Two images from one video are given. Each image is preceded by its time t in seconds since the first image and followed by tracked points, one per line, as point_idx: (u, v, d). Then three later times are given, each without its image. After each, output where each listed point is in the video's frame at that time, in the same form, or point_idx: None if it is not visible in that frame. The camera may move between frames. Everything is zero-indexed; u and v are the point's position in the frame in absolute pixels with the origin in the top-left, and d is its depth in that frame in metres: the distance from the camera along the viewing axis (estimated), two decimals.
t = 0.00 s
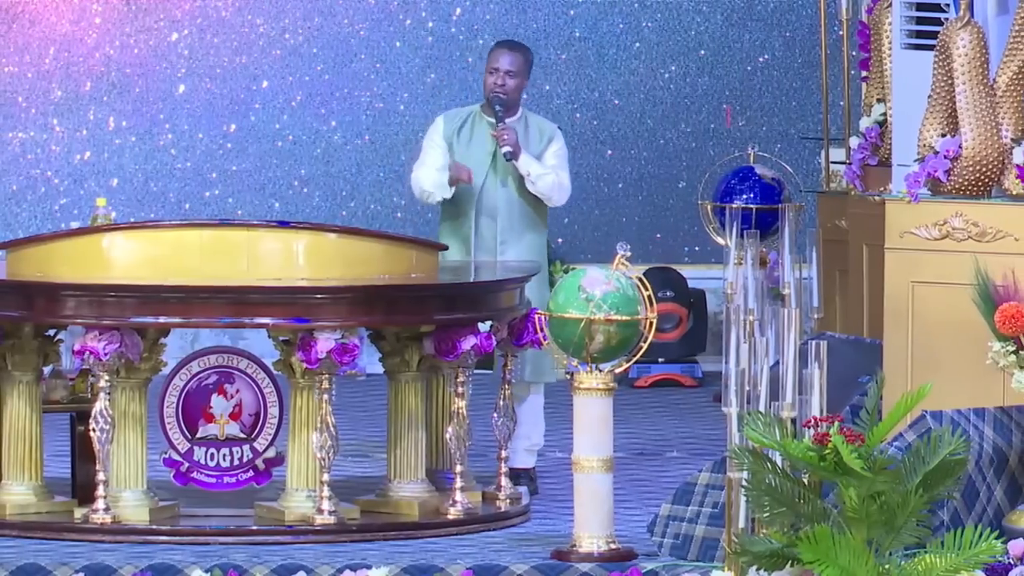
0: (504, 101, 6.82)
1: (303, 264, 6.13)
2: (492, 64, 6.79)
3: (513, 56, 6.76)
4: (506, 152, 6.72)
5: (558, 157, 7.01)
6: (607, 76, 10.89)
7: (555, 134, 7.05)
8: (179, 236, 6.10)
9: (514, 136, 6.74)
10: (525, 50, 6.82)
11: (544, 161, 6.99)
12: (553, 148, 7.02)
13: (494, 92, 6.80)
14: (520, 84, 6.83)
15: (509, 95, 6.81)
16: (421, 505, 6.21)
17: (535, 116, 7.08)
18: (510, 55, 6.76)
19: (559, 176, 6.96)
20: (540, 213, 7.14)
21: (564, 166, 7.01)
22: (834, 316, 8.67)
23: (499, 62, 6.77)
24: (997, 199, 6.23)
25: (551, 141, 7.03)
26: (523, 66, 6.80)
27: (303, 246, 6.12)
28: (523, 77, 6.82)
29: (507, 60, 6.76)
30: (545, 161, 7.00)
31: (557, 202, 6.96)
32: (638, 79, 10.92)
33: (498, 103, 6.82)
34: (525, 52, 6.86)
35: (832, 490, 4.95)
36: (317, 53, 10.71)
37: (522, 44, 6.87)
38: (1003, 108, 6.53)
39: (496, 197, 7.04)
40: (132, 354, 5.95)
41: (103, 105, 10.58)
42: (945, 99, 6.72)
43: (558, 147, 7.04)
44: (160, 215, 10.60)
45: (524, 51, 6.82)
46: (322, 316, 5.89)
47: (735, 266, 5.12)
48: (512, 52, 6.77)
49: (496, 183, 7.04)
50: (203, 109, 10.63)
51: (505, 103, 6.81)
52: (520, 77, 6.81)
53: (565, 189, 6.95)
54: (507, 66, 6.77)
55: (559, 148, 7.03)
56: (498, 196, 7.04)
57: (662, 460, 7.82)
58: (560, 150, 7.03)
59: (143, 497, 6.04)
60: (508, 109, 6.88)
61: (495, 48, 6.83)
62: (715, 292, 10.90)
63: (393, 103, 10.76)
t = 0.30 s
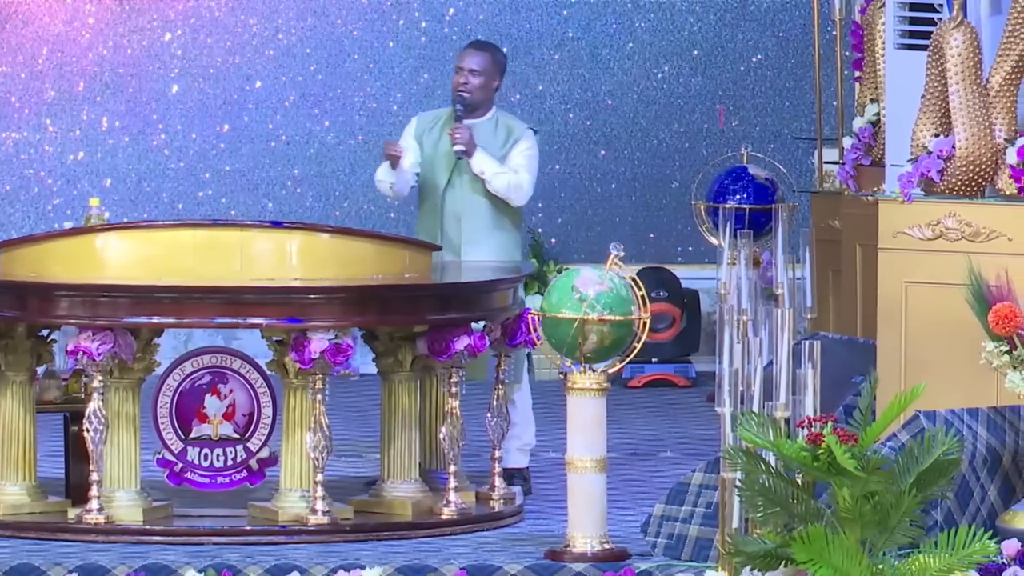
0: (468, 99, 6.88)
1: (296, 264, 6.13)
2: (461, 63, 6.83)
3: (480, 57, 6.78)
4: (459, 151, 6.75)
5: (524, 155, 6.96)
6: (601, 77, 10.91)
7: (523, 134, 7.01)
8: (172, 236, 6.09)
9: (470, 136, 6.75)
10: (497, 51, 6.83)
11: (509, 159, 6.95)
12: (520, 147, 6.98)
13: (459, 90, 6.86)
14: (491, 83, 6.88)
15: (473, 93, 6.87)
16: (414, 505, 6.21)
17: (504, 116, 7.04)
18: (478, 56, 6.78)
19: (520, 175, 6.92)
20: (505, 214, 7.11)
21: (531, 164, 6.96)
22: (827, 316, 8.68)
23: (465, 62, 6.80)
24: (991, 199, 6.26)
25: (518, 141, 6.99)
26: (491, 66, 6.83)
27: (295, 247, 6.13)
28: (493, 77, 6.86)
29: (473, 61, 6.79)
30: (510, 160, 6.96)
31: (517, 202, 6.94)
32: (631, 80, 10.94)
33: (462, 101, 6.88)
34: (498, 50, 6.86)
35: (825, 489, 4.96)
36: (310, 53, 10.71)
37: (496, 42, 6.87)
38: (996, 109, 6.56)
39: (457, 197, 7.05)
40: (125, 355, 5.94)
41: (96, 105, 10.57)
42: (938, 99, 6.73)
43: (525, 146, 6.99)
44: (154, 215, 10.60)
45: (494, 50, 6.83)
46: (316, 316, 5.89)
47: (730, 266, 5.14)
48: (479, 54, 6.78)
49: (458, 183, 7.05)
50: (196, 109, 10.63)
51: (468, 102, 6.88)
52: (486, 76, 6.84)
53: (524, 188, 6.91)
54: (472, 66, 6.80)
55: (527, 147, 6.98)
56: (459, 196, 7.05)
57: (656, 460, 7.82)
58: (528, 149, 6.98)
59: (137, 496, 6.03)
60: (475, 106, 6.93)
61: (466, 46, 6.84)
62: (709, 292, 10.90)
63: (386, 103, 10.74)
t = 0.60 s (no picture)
0: (416, 97, 7.00)
1: (294, 264, 6.13)
2: (410, 62, 6.95)
3: (428, 55, 6.90)
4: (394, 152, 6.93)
5: (473, 153, 7.02)
6: (598, 77, 10.92)
7: (475, 133, 7.08)
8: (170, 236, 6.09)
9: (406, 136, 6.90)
10: (445, 50, 6.90)
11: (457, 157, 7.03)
12: (470, 145, 7.04)
13: (407, 86, 7.00)
14: (440, 82, 6.98)
15: (421, 91, 6.98)
16: (412, 505, 6.20)
17: (457, 115, 7.13)
18: (425, 55, 6.90)
19: (464, 172, 6.99)
20: (452, 211, 7.17)
21: (479, 161, 7.02)
22: (824, 316, 8.68)
23: (413, 60, 6.93)
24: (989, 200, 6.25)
25: (469, 139, 7.07)
26: (440, 66, 6.92)
27: (293, 246, 6.13)
28: (442, 76, 6.96)
29: (420, 59, 6.91)
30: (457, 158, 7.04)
31: (462, 198, 7.01)
32: (628, 80, 10.95)
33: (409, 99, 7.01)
34: (451, 50, 6.95)
35: (823, 489, 4.96)
36: (308, 53, 10.72)
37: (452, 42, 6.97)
38: (993, 108, 6.55)
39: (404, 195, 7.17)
40: (123, 354, 5.94)
41: (93, 105, 10.57)
42: (935, 99, 6.74)
43: (475, 144, 7.05)
44: (151, 216, 10.60)
45: (444, 50, 6.92)
46: (313, 316, 5.88)
47: (727, 267, 5.15)
48: (425, 52, 6.90)
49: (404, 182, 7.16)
50: (194, 109, 10.64)
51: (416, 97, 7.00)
52: (433, 75, 6.95)
53: (465, 185, 6.98)
54: (419, 64, 6.92)
55: (477, 144, 7.04)
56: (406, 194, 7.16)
57: (653, 460, 7.83)
58: (479, 146, 7.04)
59: (134, 496, 6.03)
60: (425, 104, 7.04)
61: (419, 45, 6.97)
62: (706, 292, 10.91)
63: (383, 103, 10.74)
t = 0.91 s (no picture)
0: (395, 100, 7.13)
1: (305, 265, 6.12)
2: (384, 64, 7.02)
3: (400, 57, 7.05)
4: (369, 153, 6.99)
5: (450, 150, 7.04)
6: (609, 77, 10.93)
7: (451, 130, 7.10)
8: (181, 236, 6.09)
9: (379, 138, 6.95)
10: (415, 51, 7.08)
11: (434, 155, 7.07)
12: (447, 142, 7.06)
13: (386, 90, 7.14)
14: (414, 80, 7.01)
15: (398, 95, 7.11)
16: (424, 505, 6.21)
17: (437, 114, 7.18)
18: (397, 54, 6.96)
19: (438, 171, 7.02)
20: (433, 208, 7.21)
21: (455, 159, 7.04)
22: (836, 316, 8.68)
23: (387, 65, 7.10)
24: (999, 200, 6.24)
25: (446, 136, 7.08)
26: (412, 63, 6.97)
27: (305, 247, 6.12)
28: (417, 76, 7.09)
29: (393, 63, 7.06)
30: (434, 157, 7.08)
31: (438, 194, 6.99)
32: (639, 79, 10.95)
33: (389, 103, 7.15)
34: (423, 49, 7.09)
35: (835, 490, 4.95)
36: (318, 53, 10.73)
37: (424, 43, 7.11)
38: (1004, 108, 6.53)
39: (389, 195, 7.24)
40: (135, 355, 5.93)
41: (104, 105, 10.59)
42: (947, 99, 6.72)
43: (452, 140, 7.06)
44: (162, 216, 10.61)
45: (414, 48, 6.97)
46: (324, 317, 5.88)
47: (738, 267, 5.12)
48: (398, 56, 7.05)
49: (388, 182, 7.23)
50: (205, 109, 10.65)
51: (394, 100, 8.47)
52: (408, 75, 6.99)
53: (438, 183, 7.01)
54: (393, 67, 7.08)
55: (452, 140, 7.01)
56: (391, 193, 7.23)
57: (664, 460, 7.83)
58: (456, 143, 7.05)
59: (146, 497, 6.03)
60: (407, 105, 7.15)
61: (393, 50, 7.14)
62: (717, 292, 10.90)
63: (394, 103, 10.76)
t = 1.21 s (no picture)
0: (405, 102, 6.87)
1: (334, 265, 6.13)
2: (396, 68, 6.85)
3: (411, 57, 6.80)
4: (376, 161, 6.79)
5: (456, 156, 6.78)
6: (638, 77, 10.95)
7: (455, 134, 6.82)
8: (209, 236, 6.09)
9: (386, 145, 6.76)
10: (429, 50, 6.81)
11: (437, 161, 6.81)
12: (452, 148, 6.80)
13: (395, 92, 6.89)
14: (426, 84, 6.85)
15: (408, 96, 6.86)
16: (453, 506, 6.21)
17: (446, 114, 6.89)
18: (409, 57, 6.80)
19: (443, 178, 6.78)
20: (440, 214, 6.90)
21: (460, 165, 6.78)
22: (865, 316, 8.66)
23: (398, 64, 6.83)
24: None
25: (452, 140, 6.81)
26: (424, 67, 6.81)
27: (334, 247, 6.13)
28: (428, 77, 6.83)
29: (404, 63, 6.82)
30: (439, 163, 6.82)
31: (442, 202, 6.79)
32: (668, 80, 10.97)
33: (401, 104, 6.89)
34: (436, 48, 6.85)
35: (864, 490, 4.95)
36: (348, 53, 10.77)
37: (436, 40, 6.87)
38: None
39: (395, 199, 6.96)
40: (164, 354, 5.97)
41: (134, 105, 10.63)
42: (976, 99, 6.70)
43: (459, 146, 6.80)
44: (191, 216, 10.65)
45: (427, 50, 6.82)
46: (353, 317, 5.89)
47: (767, 267, 5.17)
48: (409, 54, 6.81)
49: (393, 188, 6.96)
50: (235, 109, 10.70)
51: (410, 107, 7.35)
52: (421, 78, 6.83)
53: (441, 191, 6.77)
54: (404, 68, 6.82)
55: (459, 146, 6.80)
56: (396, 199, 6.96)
57: (694, 460, 7.82)
58: (462, 148, 6.79)
59: (175, 497, 6.05)
60: (418, 105, 6.89)
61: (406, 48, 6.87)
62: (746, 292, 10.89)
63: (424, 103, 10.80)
